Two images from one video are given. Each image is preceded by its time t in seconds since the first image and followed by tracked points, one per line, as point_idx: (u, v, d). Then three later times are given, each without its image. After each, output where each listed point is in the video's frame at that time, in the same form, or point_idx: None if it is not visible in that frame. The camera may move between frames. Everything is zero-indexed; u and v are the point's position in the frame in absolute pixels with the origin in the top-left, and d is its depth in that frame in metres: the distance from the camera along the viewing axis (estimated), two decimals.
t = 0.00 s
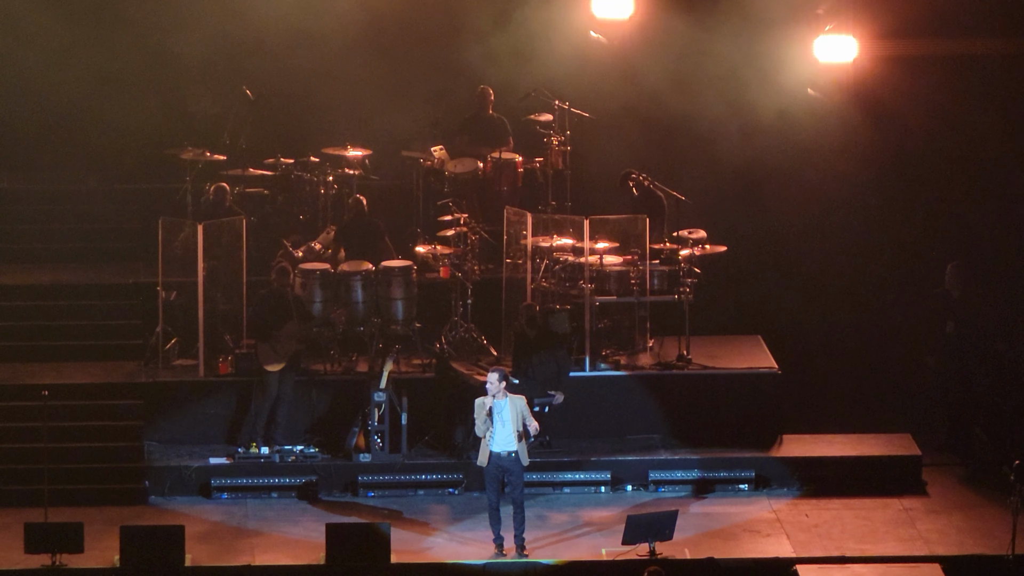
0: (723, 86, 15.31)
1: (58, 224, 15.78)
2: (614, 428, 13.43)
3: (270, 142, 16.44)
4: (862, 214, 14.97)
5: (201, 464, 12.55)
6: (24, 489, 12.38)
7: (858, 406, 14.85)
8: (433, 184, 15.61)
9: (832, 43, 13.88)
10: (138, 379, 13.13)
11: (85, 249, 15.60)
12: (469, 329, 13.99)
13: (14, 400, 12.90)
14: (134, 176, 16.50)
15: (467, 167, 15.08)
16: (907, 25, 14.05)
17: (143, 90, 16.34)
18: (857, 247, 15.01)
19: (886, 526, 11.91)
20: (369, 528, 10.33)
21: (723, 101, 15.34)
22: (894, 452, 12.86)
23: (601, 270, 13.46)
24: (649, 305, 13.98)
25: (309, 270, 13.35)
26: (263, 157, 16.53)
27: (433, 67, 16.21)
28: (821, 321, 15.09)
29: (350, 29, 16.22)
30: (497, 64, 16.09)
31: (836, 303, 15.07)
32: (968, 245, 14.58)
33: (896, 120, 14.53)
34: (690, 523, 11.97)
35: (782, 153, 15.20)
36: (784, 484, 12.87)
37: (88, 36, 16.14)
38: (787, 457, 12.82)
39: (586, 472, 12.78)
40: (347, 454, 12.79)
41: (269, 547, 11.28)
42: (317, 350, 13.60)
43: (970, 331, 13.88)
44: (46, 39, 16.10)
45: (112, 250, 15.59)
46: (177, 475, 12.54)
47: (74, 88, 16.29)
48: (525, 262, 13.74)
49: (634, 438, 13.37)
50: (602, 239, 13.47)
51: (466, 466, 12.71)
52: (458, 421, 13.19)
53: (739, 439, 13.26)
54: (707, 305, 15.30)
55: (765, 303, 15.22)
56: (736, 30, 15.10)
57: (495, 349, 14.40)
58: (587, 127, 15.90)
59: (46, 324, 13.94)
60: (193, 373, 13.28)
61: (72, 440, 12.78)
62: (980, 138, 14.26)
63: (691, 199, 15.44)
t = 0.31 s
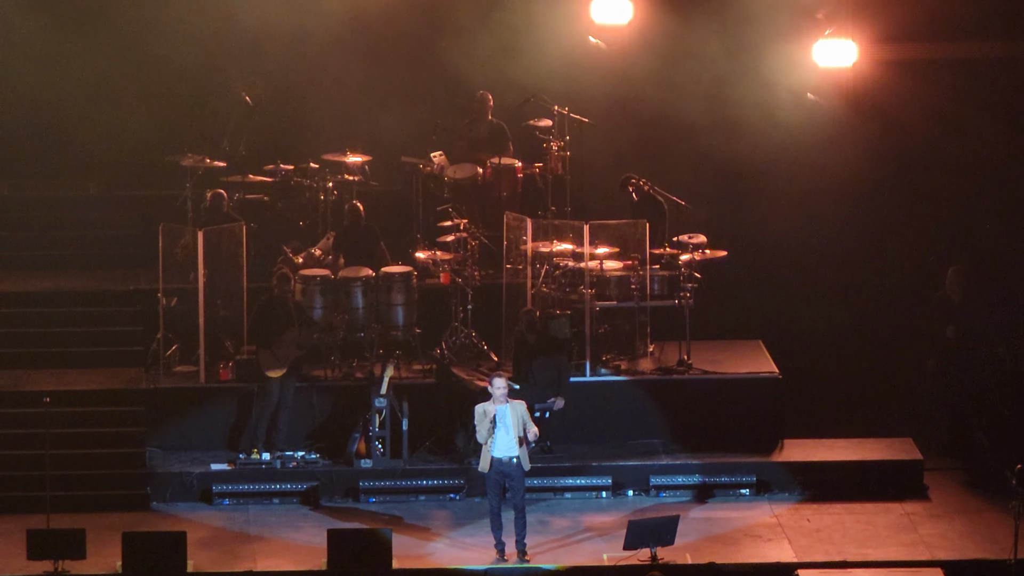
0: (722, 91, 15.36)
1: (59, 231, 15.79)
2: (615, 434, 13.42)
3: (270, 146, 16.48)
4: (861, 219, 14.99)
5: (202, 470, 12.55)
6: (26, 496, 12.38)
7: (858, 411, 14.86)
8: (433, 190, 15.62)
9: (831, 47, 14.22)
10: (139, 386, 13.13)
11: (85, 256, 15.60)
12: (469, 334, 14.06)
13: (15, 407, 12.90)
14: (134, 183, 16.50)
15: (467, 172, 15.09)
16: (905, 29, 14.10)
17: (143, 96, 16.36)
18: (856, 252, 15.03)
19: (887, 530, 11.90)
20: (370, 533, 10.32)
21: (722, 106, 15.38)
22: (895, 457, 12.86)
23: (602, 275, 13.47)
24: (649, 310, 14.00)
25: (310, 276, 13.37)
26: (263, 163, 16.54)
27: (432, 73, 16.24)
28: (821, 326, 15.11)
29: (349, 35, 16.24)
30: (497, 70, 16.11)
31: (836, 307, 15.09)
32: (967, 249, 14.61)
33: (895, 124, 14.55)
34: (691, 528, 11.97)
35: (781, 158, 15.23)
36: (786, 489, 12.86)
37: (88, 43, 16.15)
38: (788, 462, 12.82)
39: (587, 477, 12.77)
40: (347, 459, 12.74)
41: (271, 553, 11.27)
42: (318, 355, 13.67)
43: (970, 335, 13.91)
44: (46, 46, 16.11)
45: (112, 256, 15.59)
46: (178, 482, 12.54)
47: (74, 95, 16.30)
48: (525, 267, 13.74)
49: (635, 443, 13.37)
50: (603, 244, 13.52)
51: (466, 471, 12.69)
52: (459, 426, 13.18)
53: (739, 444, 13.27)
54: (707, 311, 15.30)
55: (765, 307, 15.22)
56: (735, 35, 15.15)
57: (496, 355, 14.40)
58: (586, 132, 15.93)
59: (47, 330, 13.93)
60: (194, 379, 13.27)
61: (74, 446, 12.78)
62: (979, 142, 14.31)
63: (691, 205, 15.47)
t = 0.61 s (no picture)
0: (723, 94, 15.36)
1: (59, 234, 15.81)
2: (615, 438, 13.43)
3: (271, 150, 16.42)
4: (861, 223, 14.99)
5: (202, 473, 12.55)
6: (26, 499, 12.39)
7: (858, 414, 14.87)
8: (433, 193, 15.60)
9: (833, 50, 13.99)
10: (139, 389, 13.14)
11: (85, 259, 15.62)
12: (468, 338, 14.05)
13: (15, 410, 12.91)
14: (134, 186, 16.52)
15: (466, 175, 15.10)
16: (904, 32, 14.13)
17: (144, 100, 16.38)
18: (857, 256, 15.01)
19: (887, 533, 11.90)
20: (371, 537, 10.30)
21: (723, 109, 15.40)
22: (895, 461, 12.85)
23: (601, 279, 13.51)
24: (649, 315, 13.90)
25: (309, 279, 13.33)
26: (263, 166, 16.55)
27: (433, 76, 16.24)
28: (821, 329, 15.11)
29: (349, 38, 16.24)
30: (497, 73, 16.11)
31: (836, 310, 15.08)
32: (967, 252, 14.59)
33: (895, 127, 14.57)
34: (691, 531, 11.97)
35: (781, 162, 15.25)
36: (785, 492, 12.87)
37: (88, 46, 16.17)
38: (788, 465, 12.81)
39: (587, 480, 12.78)
40: (347, 462, 12.76)
41: (270, 555, 11.28)
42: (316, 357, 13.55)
43: (970, 338, 13.92)
44: (47, 49, 16.12)
45: (113, 259, 15.61)
46: (178, 484, 12.53)
47: (75, 99, 16.32)
48: (525, 271, 13.66)
49: (634, 446, 13.38)
50: (602, 247, 13.49)
51: (466, 474, 12.71)
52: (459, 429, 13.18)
53: (739, 448, 13.26)
54: (707, 314, 15.31)
55: (765, 311, 15.24)
56: (735, 38, 15.16)
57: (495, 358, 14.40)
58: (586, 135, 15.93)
59: (47, 333, 13.95)
60: (193, 382, 13.28)
61: (73, 450, 12.79)
62: (979, 145, 14.30)
63: (691, 208, 15.48)
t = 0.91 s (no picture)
0: (724, 97, 15.34)
1: (59, 238, 15.80)
2: (615, 441, 13.44)
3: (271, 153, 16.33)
4: (862, 226, 14.98)
5: (203, 478, 12.55)
6: (26, 504, 12.37)
7: (858, 417, 14.87)
8: (433, 197, 15.60)
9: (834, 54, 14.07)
10: (139, 393, 13.11)
11: (86, 264, 15.61)
12: (468, 342, 14.01)
13: (15, 414, 12.88)
14: (134, 190, 16.52)
15: (466, 179, 15.14)
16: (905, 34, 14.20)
17: (145, 104, 16.37)
18: (858, 259, 15.01)
19: (888, 536, 11.90)
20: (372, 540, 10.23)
21: (725, 113, 15.39)
22: (896, 463, 12.86)
23: (602, 282, 13.45)
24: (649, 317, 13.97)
25: (310, 283, 13.35)
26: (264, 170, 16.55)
27: (433, 80, 16.25)
28: (822, 332, 15.10)
29: (348, 42, 16.24)
30: (497, 76, 16.12)
31: (836, 313, 15.07)
32: (967, 255, 14.63)
33: (896, 129, 14.62)
34: (691, 535, 11.97)
35: (783, 165, 15.24)
36: (786, 495, 12.87)
37: (88, 50, 16.16)
38: (790, 469, 12.81)
39: (588, 484, 12.79)
40: (347, 466, 12.76)
41: (271, 559, 11.28)
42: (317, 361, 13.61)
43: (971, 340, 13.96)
44: (48, 54, 16.14)
45: (113, 264, 15.60)
46: (178, 489, 12.55)
47: (76, 104, 16.34)
48: (525, 274, 13.66)
49: (635, 450, 13.38)
50: (602, 250, 13.49)
51: (466, 478, 12.72)
52: (459, 433, 13.17)
53: (740, 451, 13.26)
54: (708, 317, 15.32)
55: (766, 314, 15.22)
56: (736, 42, 15.18)
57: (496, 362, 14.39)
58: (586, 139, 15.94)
59: (48, 338, 13.95)
60: (194, 387, 13.26)
61: (74, 454, 12.77)
62: (979, 147, 14.35)
63: (692, 211, 15.48)
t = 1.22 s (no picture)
0: (722, 102, 15.44)
1: (57, 241, 15.80)
2: (613, 446, 13.43)
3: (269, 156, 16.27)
4: (859, 230, 15.03)
5: (199, 481, 12.55)
6: (23, 506, 12.37)
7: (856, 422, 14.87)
8: (432, 201, 15.60)
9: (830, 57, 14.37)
10: (136, 396, 13.12)
11: (84, 267, 15.61)
12: (466, 345, 14.04)
13: (12, 417, 12.87)
14: (132, 193, 16.52)
15: (464, 182, 15.08)
16: (903, 40, 14.17)
17: (144, 107, 16.38)
18: (856, 263, 15.04)
19: (885, 541, 11.89)
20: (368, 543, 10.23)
21: (723, 117, 15.48)
22: (894, 467, 12.86)
23: (600, 286, 13.45)
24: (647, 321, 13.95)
25: (307, 287, 13.24)
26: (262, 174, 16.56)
27: (433, 84, 16.25)
28: (820, 337, 15.08)
29: (346, 44, 16.20)
30: (495, 80, 16.11)
31: (835, 318, 15.06)
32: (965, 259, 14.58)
33: (894, 134, 14.59)
34: (688, 539, 11.96)
35: (781, 168, 15.34)
36: (783, 500, 12.85)
37: (86, 52, 16.14)
38: (786, 473, 12.81)
39: (584, 488, 12.77)
40: (344, 470, 12.76)
41: (267, 563, 11.26)
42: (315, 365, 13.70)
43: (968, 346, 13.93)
44: (47, 56, 16.12)
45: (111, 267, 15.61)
46: (175, 493, 12.54)
47: (75, 106, 16.33)
48: (523, 278, 13.66)
49: (632, 454, 13.37)
50: (600, 254, 13.52)
51: (463, 482, 12.68)
52: (457, 437, 13.17)
53: (737, 455, 13.26)
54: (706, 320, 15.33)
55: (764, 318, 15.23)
56: (734, 46, 15.21)
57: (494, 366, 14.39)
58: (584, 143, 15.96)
59: (46, 340, 13.95)
60: (191, 390, 13.26)
61: (70, 457, 12.77)
62: (979, 153, 14.29)
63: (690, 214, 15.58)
